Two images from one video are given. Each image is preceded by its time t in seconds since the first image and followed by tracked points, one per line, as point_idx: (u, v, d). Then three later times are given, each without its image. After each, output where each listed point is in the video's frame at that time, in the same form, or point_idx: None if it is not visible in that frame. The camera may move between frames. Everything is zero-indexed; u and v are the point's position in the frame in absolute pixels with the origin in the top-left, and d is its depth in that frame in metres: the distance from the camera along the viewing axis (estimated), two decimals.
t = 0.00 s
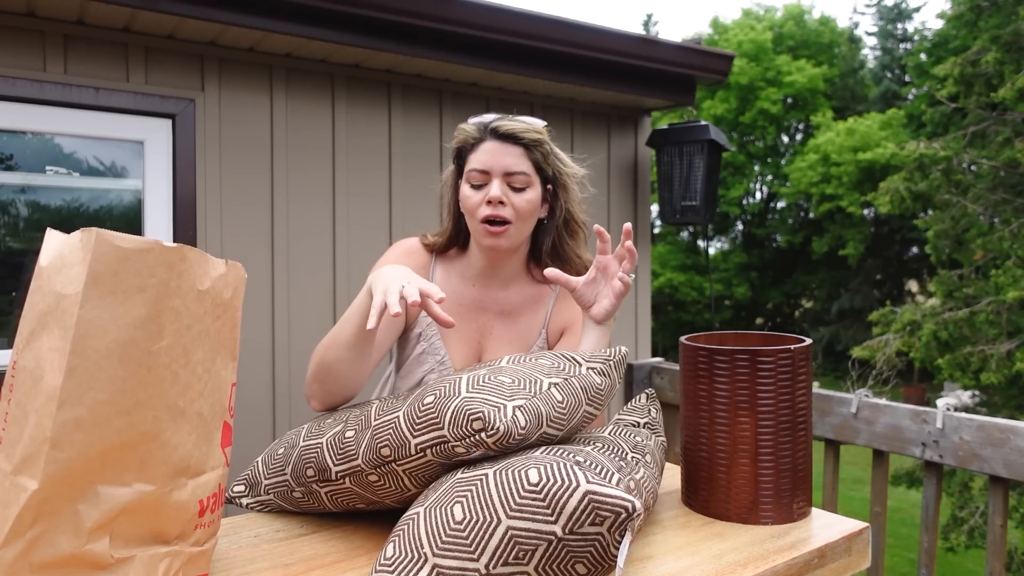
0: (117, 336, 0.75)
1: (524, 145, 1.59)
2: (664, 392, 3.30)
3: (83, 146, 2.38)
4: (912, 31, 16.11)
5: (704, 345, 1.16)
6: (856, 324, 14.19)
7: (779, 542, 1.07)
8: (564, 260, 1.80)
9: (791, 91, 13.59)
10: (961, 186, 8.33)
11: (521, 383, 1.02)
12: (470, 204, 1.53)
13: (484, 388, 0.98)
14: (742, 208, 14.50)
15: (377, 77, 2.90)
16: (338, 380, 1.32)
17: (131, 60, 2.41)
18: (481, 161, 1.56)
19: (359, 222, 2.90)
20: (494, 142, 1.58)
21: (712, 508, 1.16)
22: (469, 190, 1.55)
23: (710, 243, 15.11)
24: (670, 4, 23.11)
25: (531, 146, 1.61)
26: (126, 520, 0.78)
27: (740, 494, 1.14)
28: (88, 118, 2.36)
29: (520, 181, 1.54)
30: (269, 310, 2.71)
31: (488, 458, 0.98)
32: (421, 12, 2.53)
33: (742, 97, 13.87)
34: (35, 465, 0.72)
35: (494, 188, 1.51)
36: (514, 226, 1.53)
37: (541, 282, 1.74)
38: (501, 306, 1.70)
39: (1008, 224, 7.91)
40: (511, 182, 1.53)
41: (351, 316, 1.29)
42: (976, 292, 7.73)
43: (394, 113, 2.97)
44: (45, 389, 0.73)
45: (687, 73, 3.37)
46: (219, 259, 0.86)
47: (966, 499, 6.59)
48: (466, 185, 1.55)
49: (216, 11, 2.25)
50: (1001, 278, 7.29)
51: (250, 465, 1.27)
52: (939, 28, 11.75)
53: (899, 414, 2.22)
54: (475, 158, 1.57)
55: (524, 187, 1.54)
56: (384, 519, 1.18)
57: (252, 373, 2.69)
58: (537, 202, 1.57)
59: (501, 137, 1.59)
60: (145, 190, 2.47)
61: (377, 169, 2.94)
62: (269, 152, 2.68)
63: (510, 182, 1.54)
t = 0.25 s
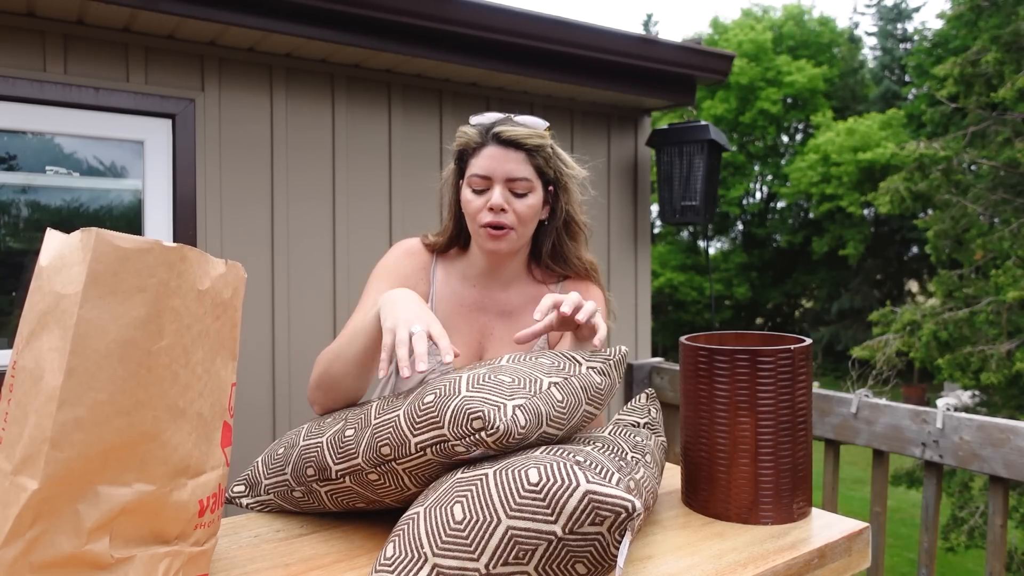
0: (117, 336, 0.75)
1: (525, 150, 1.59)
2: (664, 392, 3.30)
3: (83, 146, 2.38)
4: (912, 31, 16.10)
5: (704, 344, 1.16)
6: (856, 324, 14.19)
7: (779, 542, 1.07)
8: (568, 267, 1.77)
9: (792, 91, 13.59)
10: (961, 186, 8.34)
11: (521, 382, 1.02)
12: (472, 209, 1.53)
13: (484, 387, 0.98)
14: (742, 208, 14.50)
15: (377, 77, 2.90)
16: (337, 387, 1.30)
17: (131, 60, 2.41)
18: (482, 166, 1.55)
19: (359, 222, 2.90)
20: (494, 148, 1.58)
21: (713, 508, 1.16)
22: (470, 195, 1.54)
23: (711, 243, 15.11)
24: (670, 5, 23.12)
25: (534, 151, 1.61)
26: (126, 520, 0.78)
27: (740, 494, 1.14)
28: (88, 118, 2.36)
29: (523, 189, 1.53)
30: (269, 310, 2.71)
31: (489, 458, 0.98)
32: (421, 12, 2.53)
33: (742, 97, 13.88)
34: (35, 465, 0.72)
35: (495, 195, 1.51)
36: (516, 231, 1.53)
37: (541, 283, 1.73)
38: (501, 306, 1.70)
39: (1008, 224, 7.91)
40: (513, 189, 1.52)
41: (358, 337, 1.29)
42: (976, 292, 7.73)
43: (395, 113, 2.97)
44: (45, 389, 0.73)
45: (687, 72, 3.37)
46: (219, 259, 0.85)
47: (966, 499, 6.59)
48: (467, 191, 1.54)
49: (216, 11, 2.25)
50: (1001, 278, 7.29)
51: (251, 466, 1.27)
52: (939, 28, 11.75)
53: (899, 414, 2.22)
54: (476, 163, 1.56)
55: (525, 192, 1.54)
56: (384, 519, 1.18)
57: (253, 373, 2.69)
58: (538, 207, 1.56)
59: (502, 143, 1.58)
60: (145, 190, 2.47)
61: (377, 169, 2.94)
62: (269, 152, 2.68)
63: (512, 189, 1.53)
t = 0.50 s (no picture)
0: (117, 336, 0.75)
1: (520, 148, 1.58)
2: (664, 392, 3.30)
3: (83, 146, 2.38)
4: (912, 31, 16.10)
5: (704, 345, 1.16)
6: (856, 324, 14.19)
7: (779, 543, 1.07)
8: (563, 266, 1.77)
9: (792, 91, 13.59)
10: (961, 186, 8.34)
11: (522, 385, 1.02)
12: (467, 204, 1.53)
13: (485, 390, 0.98)
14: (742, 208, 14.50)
15: (377, 77, 2.90)
16: (334, 394, 1.31)
17: (131, 60, 2.41)
18: (478, 163, 1.56)
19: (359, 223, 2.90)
20: (490, 145, 1.58)
21: (712, 508, 1.16)
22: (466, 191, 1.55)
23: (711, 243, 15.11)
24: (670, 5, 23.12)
25: (529, 149, 1.60)
26: (126, 520, 0.78)
27: (740, 495, 1.14)
28: (88, 118, 2.36)
29: (518, 185, 1.54)
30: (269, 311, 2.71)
31: (489, 459, 0.98)
32: (421, 12, 2.53)
33: (742, 97, 13.88)
34: (35, 465, 0.72)
35: (490, 190, 1.51)
36: (511, 228, 1.53)
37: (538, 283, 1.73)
38: (500, 307, 1.70)
39: (1008, 224, 7.91)
40: (507, 185, 1.53)
41: (364, 348, 1.30)
42: (976, 292, 7.73)
43: (395, 113, 2.97)
44: (45, 389, 0.73)
45: (687, 72, 3.37)
46: (220, 259, 0.85)
47: (966, 499, 6.59)
48: (464, 187, 1.55)
49: (216, 11, 2.25)
50: (1001, 278, 7.29)
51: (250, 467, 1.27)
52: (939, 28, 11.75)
53: (899, 414, 2.22)
54: (473, 160, 1.57)
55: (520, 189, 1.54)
56: (384, 519, 1.18)
57: (253, 374, 2.69)
58: (534, 204, 1.56)
59: (498, 140, 1.58)
60: (145, 190, 2.47)
61: (377, 169, 2.94)
62: (269, 152, 2.68)
63: (507, 185, 1.53)
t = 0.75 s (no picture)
0: (117, 336, 0.75)
1: (514, 144, 1.59)
2: (664, 392, 3.30)
3: (83, 146, 2.38)
4: (912, 31, 16.09)
5: (704, 345, 1.16)
6: (856, 324, 14.19)
7: (779, 543, 1.07)
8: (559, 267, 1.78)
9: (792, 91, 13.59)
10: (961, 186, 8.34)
11: (521, 384, 1.02)
12: (461, 200, 1.54)
13: (485, 389, 0.98)
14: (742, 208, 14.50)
15: (377, 77, 2.90)
16: (333, 397, 1.32)
17: (132, 60, 2.41)
18: (471, 160, 1.56)
19: (359, 222, 2.90)
20: (485, 141, 1.58)
21: (712, 508, 1.16)
22: (460, 187, 1.56)
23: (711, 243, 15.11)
24: (670, 5, 23.12)
25: (523, 146, 1.61)
26: (126, 520, 0.78)
27: (740, 495, 1.14)
28: (88, 118, 2.36)
29: (508, 178, 1.55)
30: (269, 310, 2.71)
31: (489, 459, 0.98)
32: (421, 12, 2.53)
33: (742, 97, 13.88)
34: (35, 465, 0.72)
35: (482, 187, 1.51)
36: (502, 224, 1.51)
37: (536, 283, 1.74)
38: (499, 307, 1.70)
39: (1008, 224, 7.91)
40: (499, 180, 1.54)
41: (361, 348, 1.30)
42: (976, 292, 7.73)
43: (395, 113, 2.97)
44: (45, 389, 0.73)
45: (687, 72, 3.37)
46: (219, 260, 0.85)
47: (966, 499, 6.59)
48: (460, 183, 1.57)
49: (216, 11, 2.25)
50: (1001, 278, 7.29)
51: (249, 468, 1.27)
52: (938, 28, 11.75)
53: (899, 414, 2.22)
54: (467, 156, 1.58)
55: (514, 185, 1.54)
56: (384, 519, 1.18)
57: (253, 374, 2.69)
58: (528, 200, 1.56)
59: (491, 137, 1.58)
60: (145, 190, 2.47)
61: (377, 169, 2.94)
62: (269, 152, 2.68)
63: (501, 181, 1.54)
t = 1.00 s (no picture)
0: (117, 336, 0.75)
1: (515, 149, 1.59)
2: (664, 392, 3.30)
3: (83, 146, 2.38)
4: (912, 31, 16.09)
5: (704, 345, 1.16)
6: (856, 324, 14.20)
7: (779, 543, 1.07)
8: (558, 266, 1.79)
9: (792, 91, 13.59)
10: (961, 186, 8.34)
11: (520, 383, 1.02)
12: (463, 205, 1.52)
13: (485, 387, 0.98)
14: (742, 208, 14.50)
15: (377, 77, 2.90)
16: (332, 397, 1.32)
17: (132, 60, 2.41)
18: (472, 166, 1.55)
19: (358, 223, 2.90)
20: (484, 146, 1.58)
21: (712, 508, 1.16)
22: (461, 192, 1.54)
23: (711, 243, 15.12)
24: (670, 5, 23.12)
25: (523, 150, 1.61)
26: (126, 520, 0.78)
27: (739, 494, 1.14)
28: (88, 118, 2.36)
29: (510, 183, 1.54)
30: (269, 310, 2.71)
31: (489, 458, 0.98)
32: (420, 12, 2.53)
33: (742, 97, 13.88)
34: (35, 464, 0.72)
35: (485, 193, 1.50)
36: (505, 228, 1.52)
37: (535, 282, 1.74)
38: (498, 308, 1.69)
39: (1008, 224, 7.91)
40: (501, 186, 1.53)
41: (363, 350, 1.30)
42: (976, 292, 7.73)
43: (395, 113, 2.97)
44: (45, 389, 0.73)
45: (687, 72, 3.37)
46: (219, 260, 0.85)
47: (966, 499, 6.60)
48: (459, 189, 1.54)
49: (216, 11, 2.25)
50: (1001, 278, 7.28)
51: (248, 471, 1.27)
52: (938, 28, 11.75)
53: (899, 414, 2.22)
54: (467, 162, 1.56)
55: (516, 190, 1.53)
56: (384, 519, 1.18)
57: (253, 375, 2.69)
58: (530, 205, 1.55)
59: (492, 142, 1.58)
60: (145, 190, 2.47)
61: (377, 169, 2.94)
62: (269, 151, 2.68)
63: (502, 187, 1.53)
